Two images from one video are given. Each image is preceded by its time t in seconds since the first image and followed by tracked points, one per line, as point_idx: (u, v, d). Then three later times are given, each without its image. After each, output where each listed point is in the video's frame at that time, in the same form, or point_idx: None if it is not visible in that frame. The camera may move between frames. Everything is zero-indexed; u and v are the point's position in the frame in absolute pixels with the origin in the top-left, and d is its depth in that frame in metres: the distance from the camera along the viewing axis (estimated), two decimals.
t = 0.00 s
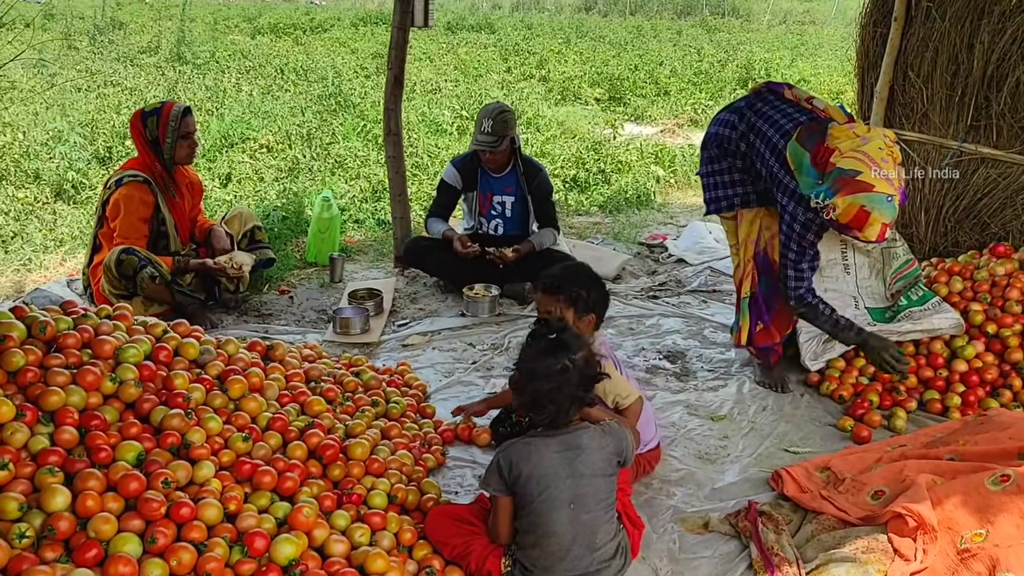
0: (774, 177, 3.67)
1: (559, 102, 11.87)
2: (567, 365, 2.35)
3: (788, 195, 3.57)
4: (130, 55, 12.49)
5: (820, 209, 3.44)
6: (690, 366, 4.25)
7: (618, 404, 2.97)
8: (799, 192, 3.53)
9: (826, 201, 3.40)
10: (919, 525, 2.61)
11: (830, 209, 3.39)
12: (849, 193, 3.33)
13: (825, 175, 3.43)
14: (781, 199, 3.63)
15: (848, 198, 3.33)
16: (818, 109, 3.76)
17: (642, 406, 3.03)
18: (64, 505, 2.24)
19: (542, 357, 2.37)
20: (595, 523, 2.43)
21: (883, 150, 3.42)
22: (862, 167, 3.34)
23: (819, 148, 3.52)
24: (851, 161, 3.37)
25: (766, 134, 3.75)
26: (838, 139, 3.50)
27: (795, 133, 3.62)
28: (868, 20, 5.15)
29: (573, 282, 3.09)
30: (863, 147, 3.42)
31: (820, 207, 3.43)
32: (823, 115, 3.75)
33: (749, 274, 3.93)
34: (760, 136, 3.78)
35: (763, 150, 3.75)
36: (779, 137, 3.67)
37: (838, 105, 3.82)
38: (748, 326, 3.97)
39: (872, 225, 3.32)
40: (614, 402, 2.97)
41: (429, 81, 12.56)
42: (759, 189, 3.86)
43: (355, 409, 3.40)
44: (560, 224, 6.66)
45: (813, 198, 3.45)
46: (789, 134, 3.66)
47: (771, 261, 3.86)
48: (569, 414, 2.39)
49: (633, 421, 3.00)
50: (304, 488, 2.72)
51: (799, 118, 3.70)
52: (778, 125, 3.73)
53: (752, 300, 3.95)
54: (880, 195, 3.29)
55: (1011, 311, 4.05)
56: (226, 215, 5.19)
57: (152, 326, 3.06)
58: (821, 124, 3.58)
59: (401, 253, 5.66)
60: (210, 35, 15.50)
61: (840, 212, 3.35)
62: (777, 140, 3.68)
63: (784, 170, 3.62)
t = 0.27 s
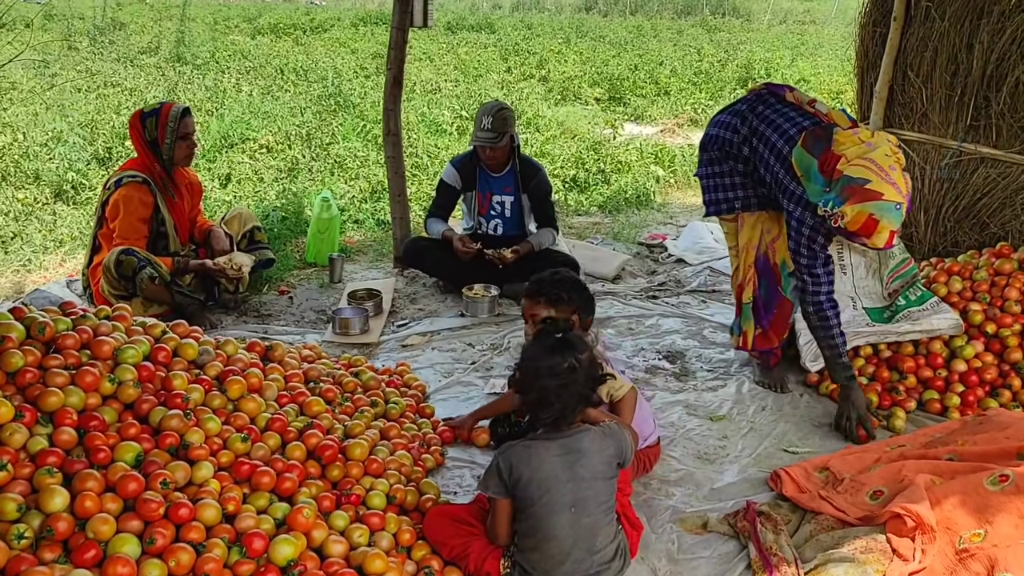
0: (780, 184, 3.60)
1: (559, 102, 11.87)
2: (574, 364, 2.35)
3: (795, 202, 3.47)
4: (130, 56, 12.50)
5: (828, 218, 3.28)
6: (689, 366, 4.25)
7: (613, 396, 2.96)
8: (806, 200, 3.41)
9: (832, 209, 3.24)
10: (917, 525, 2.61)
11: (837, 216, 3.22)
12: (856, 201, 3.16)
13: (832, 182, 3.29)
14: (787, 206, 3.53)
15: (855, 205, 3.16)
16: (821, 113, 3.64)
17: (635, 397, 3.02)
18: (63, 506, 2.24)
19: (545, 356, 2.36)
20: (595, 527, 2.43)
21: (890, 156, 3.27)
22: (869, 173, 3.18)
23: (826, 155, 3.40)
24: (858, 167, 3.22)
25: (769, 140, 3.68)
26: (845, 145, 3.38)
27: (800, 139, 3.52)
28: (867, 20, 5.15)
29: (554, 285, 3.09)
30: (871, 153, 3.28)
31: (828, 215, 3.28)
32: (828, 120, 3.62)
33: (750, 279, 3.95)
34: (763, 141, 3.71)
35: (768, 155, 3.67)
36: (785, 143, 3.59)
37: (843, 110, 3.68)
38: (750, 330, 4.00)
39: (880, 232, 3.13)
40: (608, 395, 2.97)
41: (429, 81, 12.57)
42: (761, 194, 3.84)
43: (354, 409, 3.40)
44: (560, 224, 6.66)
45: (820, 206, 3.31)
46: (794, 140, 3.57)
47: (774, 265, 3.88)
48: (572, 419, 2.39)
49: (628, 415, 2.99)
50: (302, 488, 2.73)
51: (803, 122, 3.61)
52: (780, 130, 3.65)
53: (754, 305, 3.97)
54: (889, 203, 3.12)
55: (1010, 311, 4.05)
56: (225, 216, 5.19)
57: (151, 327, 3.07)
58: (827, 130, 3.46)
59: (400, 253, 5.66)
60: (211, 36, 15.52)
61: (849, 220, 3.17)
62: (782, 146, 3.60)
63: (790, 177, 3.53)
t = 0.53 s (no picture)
0: (780, 185, 3.60)
1: (560, 102, 11.87)
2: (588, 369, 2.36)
3: (795, 203, 3.48)
4: (131, 56, 12.51)
5: (829, 216, 3.30)
6: (689, 367, 4.25)
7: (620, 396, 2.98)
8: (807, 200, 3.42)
9: (834, 208, 3.26)
10: (917, 525, 2.61)
11: (839, 215, 3.24)
12: (858, 198, 3.18)
13: (833, 181, 3.32)
14: (789, 207, 3.53)
15: (857, 202, 3.18)
16: (820, 113, 3.64)
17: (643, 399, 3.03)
18: (62, 506, 2.25)
19: (550, 357, 2.37)
20: (596, 531, 2.43)
21: (890, 154, 3.30)
22: (870, 171, 3.21)
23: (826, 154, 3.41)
24: (860, 165, 3.25)
25: (769, 140, 3.68)
26: (845, 144, 3.39)
27: (799, 140, 3.53)
28: (867, 20, 5.15)
29: (569, 278, 3.10)
30: (871, 151, 3.30)
31: (830, 214, 3.29)
32: (827, 119, 3.63)
33: (749, 280, 3.94)
34: (763, 142, 3.71)
35: (768, 156, 3.67)
36: (784, 144, 3.59)
37: (841, 108, 3.70)
38: (747, 331, 3.98)
39: (882, 229, 3.15)
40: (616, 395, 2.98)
41: (430, 81, 12.57)
42: (762, 195, 3.84)
43: (354, 409, 3.40)
44: (560, 225, 6.66)
45: (822, 205, 3.33)
46: (794, 141, 3.57)
47: (774, 266, 3.87)
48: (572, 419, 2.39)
49: (633, 416, 2.99)
50: (301, 488, 2.73)
51: (803, 122, 3.61)
52: (780, 131, 3.65)
53: (752, 306, 3.96)
54: (891, 200, 3.15)
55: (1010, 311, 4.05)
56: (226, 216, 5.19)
57: (151, 327, 3.07)
58: (827, 129, 3.47)
59: (401, 253, 5.66)
60: (212, 36, 15.53)
61: (851, 217, 3.19)
62: (782, 146, 3.60)
63: (790, 177, 3.54)
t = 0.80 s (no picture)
0: (782, 190, 3.61)
1: (562, 104, 11.87)
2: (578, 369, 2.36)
3: (798, 210, 3.49)
4: (134, 58, 12.53)
5: (830, 221, 3.36)
6: (691, 369, 4.24)
7: (627, 399, 2.94)
8: (808, 206, 3.45)
9: (835, 213, 3.32)
10: (919, 528, 2.60)
11: (839, 220, 3.31)
12: (858, 204, 3.24)
13: (834, 187, 3.35)
14: (790, 212, 3.55)
15: (858, 208, 3.24)
16: (822, 117, 3.62)
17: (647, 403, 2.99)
18: (64, 508, 2.25)
19: (553, 360, 2.38)
20: (595, 540, 2.42)
21: (890, 157, 3.31)
22: (870, 176, 3.25)
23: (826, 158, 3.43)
24: (860, 170, 3.28)
25: (771, 145, 3.68)
26: (845, 148, 3.40)
27: (800, 145, 3.53)
28: (869, 23, 5.15)
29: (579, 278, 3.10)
30: (872, 155, 3.32)
31: (830, 218, 3.35)
32: (828, 124, 3.61)
33: (751, 284, 3.93)
34: (765, 146, 3.71)
35: (769, 161, 3.68)
36: (785, 149, 3.59)
37: (844, 112, 3.65)
38: (748, 335, 3.98)
39: (882, 235, 3.24)
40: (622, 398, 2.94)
41: (432, 83, 12.58)
42: (765, 199, 3.83)
43: (356, 412, 3.41)
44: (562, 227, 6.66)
45: (823, 210, 3.38)
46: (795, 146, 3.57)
47: (775, 270, 3.86)
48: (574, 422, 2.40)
49: (637, 419, 2.97)
50: (303, 490, 2.73)
51: (804, 126, 3.61)
52: (782, 135, 3.65)
53: (753, 310, 3.95)
54: (890, 205, 3.20)
55: (1012, 314, 4.04)
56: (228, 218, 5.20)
57: (153, 329, 3.08)
58: (826, 133, 3.47)
59: (402, 255, 5.67)
60: (215, 38, 15.56)
61: (850, 222, 3.27)
62: (783, 151, 3.60)
63: (791, 182, 3.54)
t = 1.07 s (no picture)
0: (792, 195, 3.57)
1: (566, 107, 11.87)
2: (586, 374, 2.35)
3: (809, 211, 3.44)
4: (139, 61, 12.57)
5: (848, 224, 3.29)
6: (694, 372, 4.24)
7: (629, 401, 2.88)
8: (822, 208, 3.38)
9: (854, 216, 3.24)
10: (922, 533, 2.60)
11: (859, 222, 3.23)
12: (878, 205, 3.18)
13: (851, 190, 3.28)
14: (801, 215, 3.49)
15: (878, 209, 3.18)
16: (830, 123, 3.59)
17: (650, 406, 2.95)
18: (67, 511, 2.25)
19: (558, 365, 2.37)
20: (561, 549, 2.32)
21: (905, 160, 3.28)
22: (890, 177, 3.19)
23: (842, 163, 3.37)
24: (878, 172, 3.23)
25: (778, 151, 3.66)
26: (859, 153, 3.36)
27: (812, 150, 3.49)
28: (874, 26, 5.14)
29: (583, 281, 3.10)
30: (888, 158, 3.28)
31: (848, 221, 3.28)
32: (837, 129, 3.57)
33: (757, 290, 3.94)
34: (773, 152, 3.69)
35: (780, 167, 3.64)
36: (797, 155, 3.56)
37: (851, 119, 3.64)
38: (756, 341, 3.99)
39: (903, 236, 3.16)
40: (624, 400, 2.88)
41: (436, 86, 12.60)
42: (771, 206, 3.84)
43: (359, 415, 3.40)
44: (566, 229, 6.66)
45: (840, 213, 3.30)
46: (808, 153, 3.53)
47: (782, 276, 3.86)
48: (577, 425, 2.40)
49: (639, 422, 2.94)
50: (306, 493, 2.73)
51: (814, 134, 3.57)
52: (790, 141, 3.63)
53: (760, 317, 3.96)
54: (911, 205, 3.15)
55: (1017, 317, 4.03)
56: (233, 221, 5.21)
57: (156, 332, 3.08)
58: (838, 138, 3.43)
59: (406, 258, 5.67)
60: (220, 41, 15.61)
61: (872, 224, 3.19)
62: (794, 156, 3.57)
63: (802, 186, 3.51)
